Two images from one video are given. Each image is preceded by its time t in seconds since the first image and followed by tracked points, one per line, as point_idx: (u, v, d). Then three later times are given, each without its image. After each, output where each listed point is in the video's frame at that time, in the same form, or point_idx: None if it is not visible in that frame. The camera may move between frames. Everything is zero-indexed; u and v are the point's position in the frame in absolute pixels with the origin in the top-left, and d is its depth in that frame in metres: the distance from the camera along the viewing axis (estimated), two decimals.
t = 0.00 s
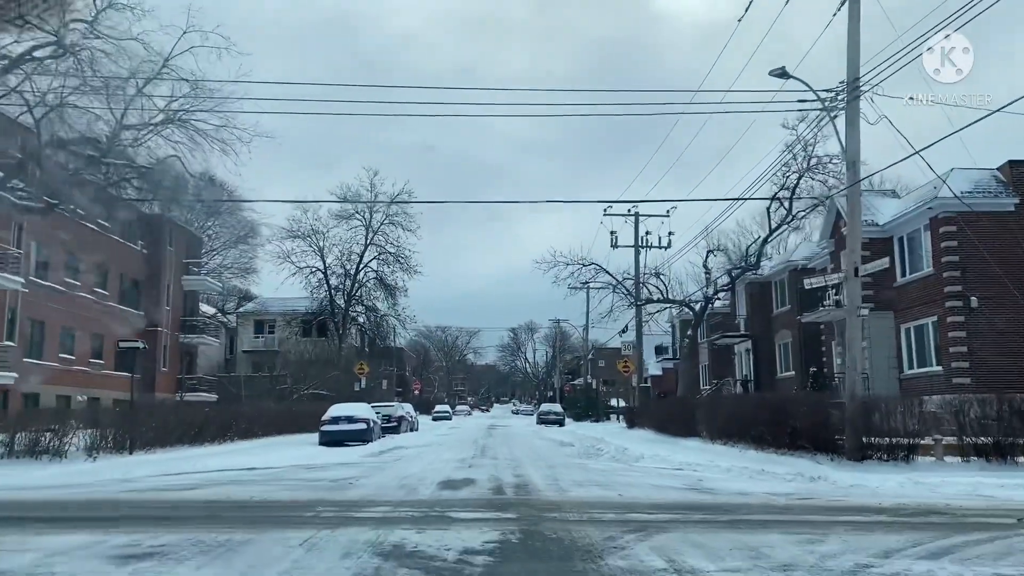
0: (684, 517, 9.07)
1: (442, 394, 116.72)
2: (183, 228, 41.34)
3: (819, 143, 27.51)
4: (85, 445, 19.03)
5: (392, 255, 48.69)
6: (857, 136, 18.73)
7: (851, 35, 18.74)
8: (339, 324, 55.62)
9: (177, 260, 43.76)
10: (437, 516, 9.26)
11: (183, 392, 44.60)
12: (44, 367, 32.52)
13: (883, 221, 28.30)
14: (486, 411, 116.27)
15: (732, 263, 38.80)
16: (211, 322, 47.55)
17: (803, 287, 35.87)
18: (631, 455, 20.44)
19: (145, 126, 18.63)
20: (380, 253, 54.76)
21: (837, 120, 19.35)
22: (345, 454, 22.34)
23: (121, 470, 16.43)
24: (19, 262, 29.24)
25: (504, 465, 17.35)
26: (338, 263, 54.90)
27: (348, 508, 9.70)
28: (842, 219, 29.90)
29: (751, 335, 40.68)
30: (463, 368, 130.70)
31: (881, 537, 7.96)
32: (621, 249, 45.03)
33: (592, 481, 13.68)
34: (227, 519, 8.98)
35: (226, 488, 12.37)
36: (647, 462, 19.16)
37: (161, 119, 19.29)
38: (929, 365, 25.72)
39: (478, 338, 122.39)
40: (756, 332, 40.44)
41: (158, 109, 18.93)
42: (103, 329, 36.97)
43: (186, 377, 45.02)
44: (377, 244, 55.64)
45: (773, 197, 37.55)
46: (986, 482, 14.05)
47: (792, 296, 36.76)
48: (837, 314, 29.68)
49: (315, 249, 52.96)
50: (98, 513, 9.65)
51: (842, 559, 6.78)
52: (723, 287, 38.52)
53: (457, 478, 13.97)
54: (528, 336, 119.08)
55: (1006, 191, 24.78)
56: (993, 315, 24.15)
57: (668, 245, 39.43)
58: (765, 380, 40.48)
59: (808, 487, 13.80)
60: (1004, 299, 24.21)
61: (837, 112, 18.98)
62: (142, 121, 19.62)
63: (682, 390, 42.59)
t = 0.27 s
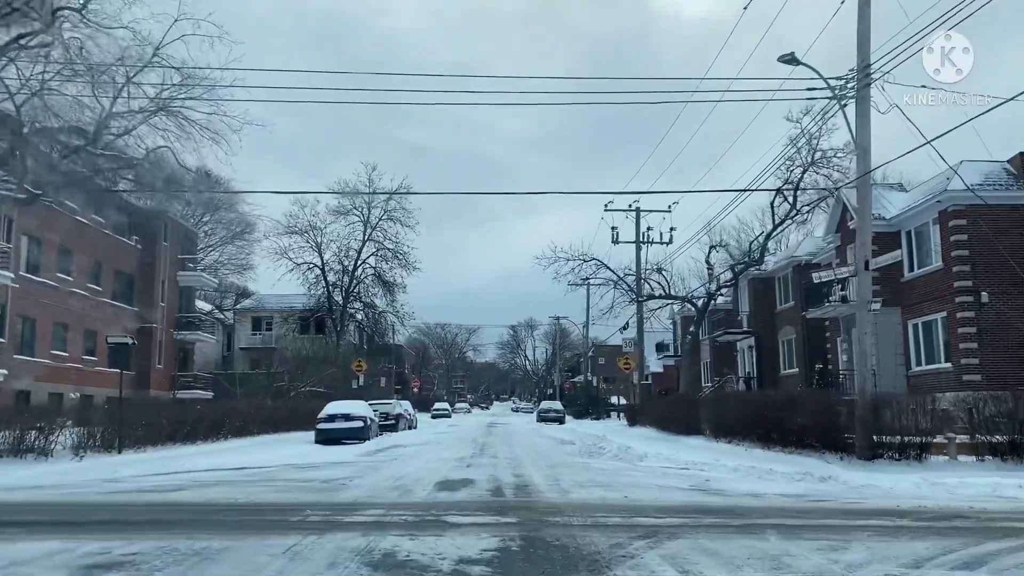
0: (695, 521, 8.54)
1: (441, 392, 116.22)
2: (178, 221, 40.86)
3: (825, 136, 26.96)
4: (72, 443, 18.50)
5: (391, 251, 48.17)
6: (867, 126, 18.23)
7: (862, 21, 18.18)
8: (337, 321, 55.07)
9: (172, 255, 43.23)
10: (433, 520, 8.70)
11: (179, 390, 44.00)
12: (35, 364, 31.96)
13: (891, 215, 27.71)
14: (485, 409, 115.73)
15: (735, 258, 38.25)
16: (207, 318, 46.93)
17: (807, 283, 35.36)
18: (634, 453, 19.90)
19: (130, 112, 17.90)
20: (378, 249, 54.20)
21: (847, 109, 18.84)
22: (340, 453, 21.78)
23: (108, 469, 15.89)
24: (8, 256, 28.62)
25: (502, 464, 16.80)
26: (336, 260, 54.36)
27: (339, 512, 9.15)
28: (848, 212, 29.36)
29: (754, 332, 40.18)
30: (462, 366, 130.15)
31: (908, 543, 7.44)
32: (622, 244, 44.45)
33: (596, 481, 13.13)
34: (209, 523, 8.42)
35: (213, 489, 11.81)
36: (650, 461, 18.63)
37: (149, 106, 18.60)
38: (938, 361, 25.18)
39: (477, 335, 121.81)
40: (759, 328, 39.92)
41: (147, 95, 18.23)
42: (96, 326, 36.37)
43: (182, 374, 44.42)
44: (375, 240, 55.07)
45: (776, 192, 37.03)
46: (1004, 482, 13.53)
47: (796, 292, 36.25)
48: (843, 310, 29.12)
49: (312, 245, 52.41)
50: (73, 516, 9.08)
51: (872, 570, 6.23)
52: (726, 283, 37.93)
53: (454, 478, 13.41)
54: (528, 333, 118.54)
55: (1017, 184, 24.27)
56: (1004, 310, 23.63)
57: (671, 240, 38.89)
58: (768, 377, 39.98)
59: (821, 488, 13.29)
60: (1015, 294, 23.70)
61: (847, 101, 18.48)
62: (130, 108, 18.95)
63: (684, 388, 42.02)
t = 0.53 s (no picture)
0: (708, 526, 8.01)
1: (441, 387, 115.78)
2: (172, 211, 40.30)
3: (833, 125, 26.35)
4: (60, 439, 18.01)
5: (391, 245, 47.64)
6: (879, 111, 17.64)
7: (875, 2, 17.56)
8: (336, 315, 54.53)
9: (168, 248, 42.68)
10: (428, 523, 8.16)
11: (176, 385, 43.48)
12: (27, 358, 31.45)
13: (900, 206, 27.10)
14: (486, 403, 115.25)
15: (739, 251, 37.66)
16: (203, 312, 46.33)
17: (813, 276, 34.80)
18: (638, 449, 19.35)
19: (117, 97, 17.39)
20: (377, 242, 53.61)
21: (858, 94, 18.25)
22: (337, 449, 21.26)
23: (95, 467, 15.36)
24: None
25: (503, 461, 16.26)
26: (335, 253, 53.80)
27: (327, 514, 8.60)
28: (856, 203, 28.76)
29: (758, 326, 39.63)
30: (463, 361, 129.75)
31: (940, 551, 6.93)
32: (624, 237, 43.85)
33: (600, 480, 12.57)
34: (188, 528, 7.89)
35: (199, 488, 11.28)
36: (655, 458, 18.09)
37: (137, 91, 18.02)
38: (949, 355, 24.61)
39: (477, 330, 121.24)
40: (763, 323, 39.40)
41: (135, 83, 17.60)
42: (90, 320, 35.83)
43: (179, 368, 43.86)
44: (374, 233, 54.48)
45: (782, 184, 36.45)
46: None
47: (801, 285, 35.68)
48: (851, 303, 28.55)
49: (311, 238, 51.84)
50: (46, 519, 8.55)
51: None
52: (730, 276, 37.34)
53: (453, 477, 12.86)
54: (529, 327, 117.98)
55: None
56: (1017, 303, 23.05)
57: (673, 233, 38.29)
58: (772, 372, 39.46)
59: (836, 487, 12.73)
60: None
61: (859, 85, 17.91)
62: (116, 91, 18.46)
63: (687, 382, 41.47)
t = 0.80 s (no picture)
0: (721, 527, 7.62)
1: (442, 381, 115.41)
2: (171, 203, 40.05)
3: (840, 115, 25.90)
4: (52, 434, 17.68)
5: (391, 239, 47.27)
6: (890, 98, 17.22)
7: None
8: (337, 309, 54.14)
9: (167, 241, 42.38)
10: (426, 524, 7.78)
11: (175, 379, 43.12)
12: (23, 352, 31.09)
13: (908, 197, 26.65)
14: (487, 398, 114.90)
15: (744, 243, 37.23)
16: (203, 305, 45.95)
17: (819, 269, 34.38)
18: (643, 444, 18.98)
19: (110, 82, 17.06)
20: (378, 235, 53.18)
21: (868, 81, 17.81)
22: (335, 444, 20.87)
23: (87, 462, 15.02)
24: None
25: (505, 457, 15.86)
26: (335, 246, 53.39)
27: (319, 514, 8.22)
28: (863, 194, 28.30)
29: (763, 319, 39.23)
30: (464, 354, 129.49)
31: (969, 554, 6.54)
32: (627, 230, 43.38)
33: (605, 477, 12.18)
34: (174, 530, 7.52)
35: (191, 485, 10.91)
36: (660, 453, 17.71)
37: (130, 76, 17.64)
38: (958, 348, 24.19)
39: (478, 324, 120.82)
40: (767, 316, 38.99)
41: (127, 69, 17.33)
42: (88, 313, 35.49)
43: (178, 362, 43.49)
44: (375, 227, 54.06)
45: (787, 175, 36.01)
46: None
47: (807, 278, 35.25)
48: (858, 295, 28.12)
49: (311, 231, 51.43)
50: (27, 520, 8.18)
51: None
52: (734, 269, 36.90)
53: (452, 473, 12.46)
54: (530, 321, 117.60)
55: None
56: None
57: (677, 225, 37.84)
58: (777, 366, 39.06)
59: (849, 484, 12.33)
60: None
61: (869, 72, 17.47)
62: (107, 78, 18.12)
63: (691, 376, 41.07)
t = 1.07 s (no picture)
0: (740, 532, 7.07)
1: (444, 374, 115.01)
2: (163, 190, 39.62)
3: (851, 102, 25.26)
4: (39, 429, 17.17)
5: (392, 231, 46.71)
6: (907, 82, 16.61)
7: None
8: (337, 302, 53.60)
9: (164, 233, 41.86)
10: (422, 528, 7.22)
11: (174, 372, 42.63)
12: (17, 344, 30.57)
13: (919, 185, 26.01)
14: (489, 391, 114.52)
15: (750, 234, 36.60)
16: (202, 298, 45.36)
17: (827, 260, 33.75)
18: (649, 439, 18.42)
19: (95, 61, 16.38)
20: (378, 228, 52.57)
21: (884, 64, 17.19)
22: (333, 439, 20.31)
23: (74, 458, 14.48)
24: None
25: (507, 453, 15.29)
26: (335, 238, 52.80)
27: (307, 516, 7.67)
28: (874, 182, 27.62)
29: (769, 312, 38.63)
30: (466, 348, 128.94)
31: (1017, 563, 5.99)
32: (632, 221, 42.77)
33: (612, 475, 11.61)
34: (150, 535, 6.98)
35: (176, 484, 10.37)
36: (667, 449, 17.16)
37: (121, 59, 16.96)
38: (972, 342, 23.63)
39: (481, 317, 120.25)
40: (774, 308, 38.43)
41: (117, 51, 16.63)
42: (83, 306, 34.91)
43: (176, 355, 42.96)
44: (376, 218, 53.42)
45: (794, 165, 35.38)
46: None
47: (815, 270, 34.64)
48: (868, 287, 27.55)
49: (311, 223, 50.88)
50: None
51: None
52: (741, 260, 36.24)
53: (452, 471, 11.90)
54: (532, 315, 117.03)
55: None
56: None
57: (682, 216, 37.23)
58: (783, 360, 38.47)
59: (869, 483, 11.74)
60: None
61: (885, 54, 16.85)
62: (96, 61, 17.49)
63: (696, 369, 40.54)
